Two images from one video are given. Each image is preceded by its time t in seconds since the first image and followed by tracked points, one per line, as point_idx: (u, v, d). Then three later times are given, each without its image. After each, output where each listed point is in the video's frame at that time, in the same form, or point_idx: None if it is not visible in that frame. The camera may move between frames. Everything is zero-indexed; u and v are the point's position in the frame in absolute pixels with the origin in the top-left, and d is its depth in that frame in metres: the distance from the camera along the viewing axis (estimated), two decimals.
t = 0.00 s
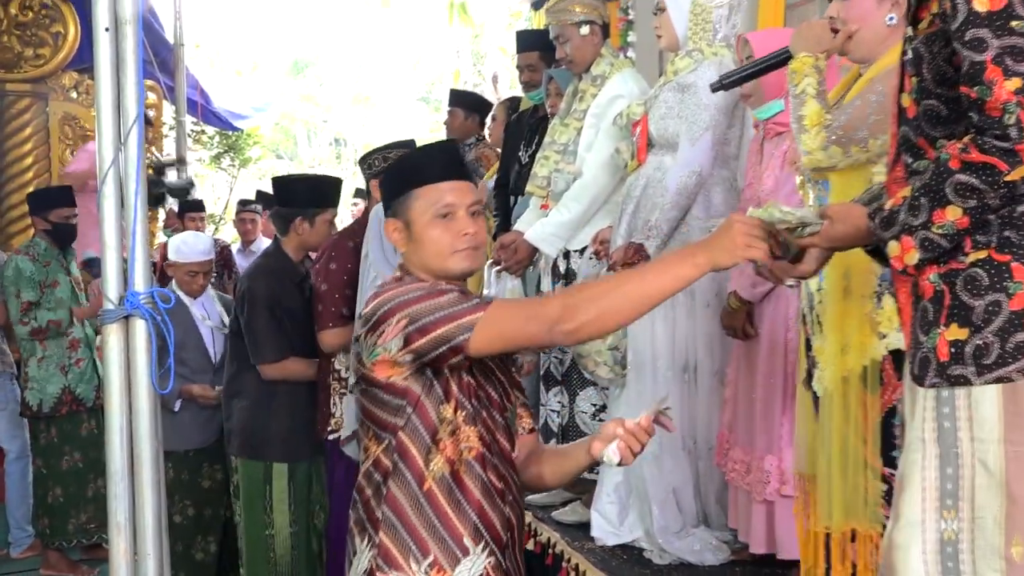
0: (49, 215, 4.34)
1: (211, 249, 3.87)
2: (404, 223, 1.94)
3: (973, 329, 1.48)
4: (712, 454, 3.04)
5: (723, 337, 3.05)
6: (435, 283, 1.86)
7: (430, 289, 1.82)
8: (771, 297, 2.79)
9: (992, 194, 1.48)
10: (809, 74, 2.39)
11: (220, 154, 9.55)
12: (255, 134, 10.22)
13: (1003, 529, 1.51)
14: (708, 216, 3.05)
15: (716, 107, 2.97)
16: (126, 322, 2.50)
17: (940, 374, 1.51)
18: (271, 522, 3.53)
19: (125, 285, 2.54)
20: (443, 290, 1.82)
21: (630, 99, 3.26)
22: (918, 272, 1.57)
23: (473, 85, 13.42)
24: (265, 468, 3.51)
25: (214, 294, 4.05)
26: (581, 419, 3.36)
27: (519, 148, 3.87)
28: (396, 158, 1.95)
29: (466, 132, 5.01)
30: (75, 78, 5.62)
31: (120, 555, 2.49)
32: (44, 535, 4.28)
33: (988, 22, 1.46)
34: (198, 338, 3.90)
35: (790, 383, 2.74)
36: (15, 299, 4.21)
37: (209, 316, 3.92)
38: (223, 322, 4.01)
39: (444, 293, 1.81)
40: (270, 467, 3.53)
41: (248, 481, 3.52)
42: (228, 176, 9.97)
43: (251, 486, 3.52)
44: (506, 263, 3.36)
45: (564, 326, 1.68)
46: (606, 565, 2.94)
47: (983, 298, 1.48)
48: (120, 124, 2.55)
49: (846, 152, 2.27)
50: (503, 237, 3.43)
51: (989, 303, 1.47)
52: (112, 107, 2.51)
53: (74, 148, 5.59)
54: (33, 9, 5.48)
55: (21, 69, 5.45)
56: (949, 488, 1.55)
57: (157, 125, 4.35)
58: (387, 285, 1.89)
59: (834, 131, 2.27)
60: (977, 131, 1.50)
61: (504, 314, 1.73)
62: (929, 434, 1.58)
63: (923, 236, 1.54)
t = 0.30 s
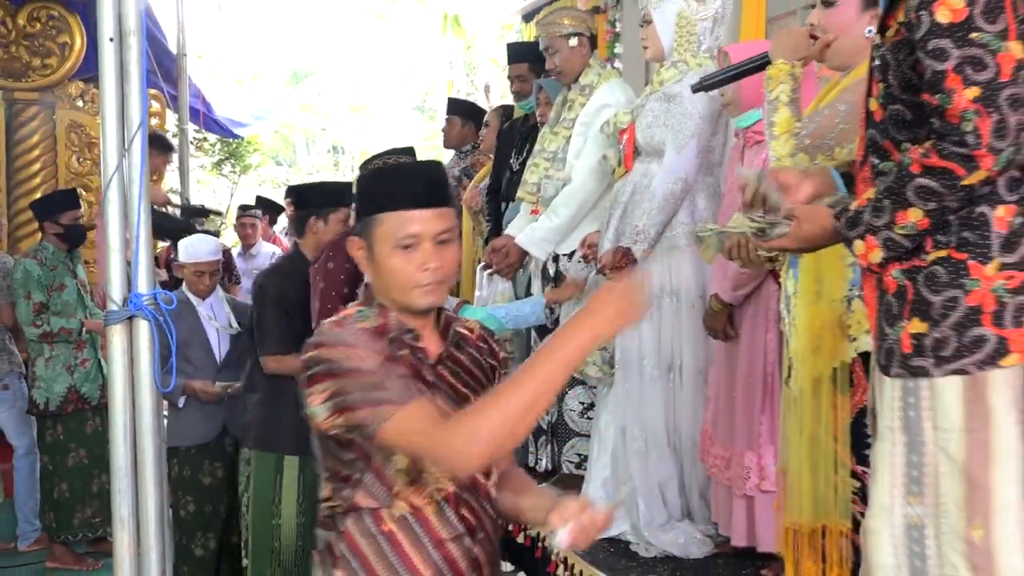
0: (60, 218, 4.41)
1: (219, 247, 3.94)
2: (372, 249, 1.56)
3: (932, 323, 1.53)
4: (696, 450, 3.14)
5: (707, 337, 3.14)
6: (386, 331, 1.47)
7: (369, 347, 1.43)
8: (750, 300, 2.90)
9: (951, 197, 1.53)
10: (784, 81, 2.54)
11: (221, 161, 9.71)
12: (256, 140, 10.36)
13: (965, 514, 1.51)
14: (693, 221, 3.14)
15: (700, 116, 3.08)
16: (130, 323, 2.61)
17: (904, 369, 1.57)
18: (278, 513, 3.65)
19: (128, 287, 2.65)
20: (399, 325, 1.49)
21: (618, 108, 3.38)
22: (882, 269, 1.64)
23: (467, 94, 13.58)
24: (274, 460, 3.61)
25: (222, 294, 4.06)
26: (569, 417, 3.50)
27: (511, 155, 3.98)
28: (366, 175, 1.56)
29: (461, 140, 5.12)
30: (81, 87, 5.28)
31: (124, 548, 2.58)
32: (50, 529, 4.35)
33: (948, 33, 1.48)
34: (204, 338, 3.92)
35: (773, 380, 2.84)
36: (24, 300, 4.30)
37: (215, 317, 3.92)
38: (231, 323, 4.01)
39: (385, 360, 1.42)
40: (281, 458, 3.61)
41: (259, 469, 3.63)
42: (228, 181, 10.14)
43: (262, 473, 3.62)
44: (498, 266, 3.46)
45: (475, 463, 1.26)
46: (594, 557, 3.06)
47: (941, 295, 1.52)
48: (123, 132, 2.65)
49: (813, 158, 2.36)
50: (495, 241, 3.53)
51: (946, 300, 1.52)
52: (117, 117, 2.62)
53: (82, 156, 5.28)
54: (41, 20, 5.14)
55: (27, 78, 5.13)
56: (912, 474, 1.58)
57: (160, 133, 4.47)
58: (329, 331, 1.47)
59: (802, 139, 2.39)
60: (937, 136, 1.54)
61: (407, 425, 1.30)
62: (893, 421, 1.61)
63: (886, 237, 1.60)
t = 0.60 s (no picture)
0: (77, 227, 4.54)
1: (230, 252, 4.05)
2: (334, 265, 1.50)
3: (871, 323, 1.79)
4: (681, 446, 3.25)
5: (691, 337, 3.25)
6: (321, 354, 1.49)
7: (271, 385, 1.43)
8: (732, 303, 3.01)
9: (892, 209, 1.75)
10: (761, 88, 2.70)
11: (223, 169, 9.86)
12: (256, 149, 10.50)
13: (897, 500, 1.77)
14: (677, 226, 3.28)
15: (684, 124, 3.19)
16: (134, 324, 2.71)
17: (847, 359, 1.83)
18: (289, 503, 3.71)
19: (132, 289, 2.76)
20: (348, 340, 1.51)
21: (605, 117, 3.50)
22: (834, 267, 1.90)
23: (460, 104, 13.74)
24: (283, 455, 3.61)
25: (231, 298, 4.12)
26: (560, 414, 3.63)
27: (502, 162, 4.10)
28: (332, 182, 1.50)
29: (456, 146, 5.24)
30: (88, 96, 5.35)
31: (127, 543, 2.70)
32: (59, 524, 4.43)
33: (901, 54, 1.69)
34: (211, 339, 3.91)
35: (753, 377, 2.96)
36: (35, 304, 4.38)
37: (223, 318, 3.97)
38: (238, 325, 4.06)
39: (274, 404, 1.43)
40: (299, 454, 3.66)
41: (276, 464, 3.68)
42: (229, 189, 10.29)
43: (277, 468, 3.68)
44: (490, 269, 3.59)
45: (209, 565, 1.39)
46: (583, 549, 3.17)
47: (880, 296, 1.78)
48: (127, 139, 2.76)
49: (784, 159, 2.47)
50: (487, 245, 3.66)
51: (884, 302, 1.77)
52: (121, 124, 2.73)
53: (88, 163, 5.33)
54: (48, 32, 5.25)
55: (34, 88, 5.21)
56: (857, 464, 1.83)
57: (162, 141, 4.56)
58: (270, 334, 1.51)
59: (774, 144, 2.51)
60: (881, 152, 1.76)
61: (215, 518, 1.38)
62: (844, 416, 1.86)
63: (836, 238, 1.86)
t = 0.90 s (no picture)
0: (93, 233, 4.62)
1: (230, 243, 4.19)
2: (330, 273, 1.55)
3: (835, 321, 1.93)
4: (668, 442, 3.37)
5: (677, 337, 3.37)
6: (305, 369, 1.57)
7: (242, 399, 1.54)
8: (715, 304, 3.13)
9: (858, 213, 1.87)
10: (741, 98, 2.70)
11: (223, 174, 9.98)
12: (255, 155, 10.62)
13: (855, 491, 1.92)
14: (664, 230, 3.37)
15: (670, 131, 3.29)
16: (138, 325, 2.79)
17: (812, 353, 1.98)
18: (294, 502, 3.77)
19: (136, 291, 2.84)
20: (338, 352, 1.58)
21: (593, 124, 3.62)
22: (803, 263, 2.03)
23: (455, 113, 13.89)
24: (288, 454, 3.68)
25: (237, 299, 4.24)
26: (550, 411, 3.77)
27: (495, 168, 4.22)
28: (346, 188, 1.51)
29: (451, 153, 5.36)
30: (94, 105, 5.31)
31: (132, 538, 2.80)
32: (72, 518, 4.54)
33: (873, 67, 1.80)
34: (218, 338, 4.00)
35: (736, 374, 3.09)
36: (53, 304, 4.48)
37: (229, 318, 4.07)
38: (243, 325, 4.18)
39: (241, 423, 1.54)
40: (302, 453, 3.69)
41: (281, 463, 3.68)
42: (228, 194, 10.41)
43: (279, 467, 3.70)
44: (482, 272, 3.71)
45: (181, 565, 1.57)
46: (574, 542, 3.28)
47: (845, 296, 1.91)
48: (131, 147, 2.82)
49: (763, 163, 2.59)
50: (480, 249, 3.78)
51: (847, 302, 1.90)
52: (125, 131, 2.80)
53: (94, 170, 5.31)
54: (56, 42, 5.17)
55: (43, 97, 5.18)
56: (820, 456, 1.99)
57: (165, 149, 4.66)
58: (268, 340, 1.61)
59: (754, 153, 2.61)
60: (850, 159, 1.88)
61: (187, 526, 1.55)
62: (811, 411, 2.01)
63: (806, 237, 1.98)
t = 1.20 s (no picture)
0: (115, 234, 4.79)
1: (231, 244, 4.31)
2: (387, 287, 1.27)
3: (816, 316, 2.07)
4: (656, 438, 3.49)
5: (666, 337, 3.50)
6: (338, 389, 1.31)
7: (259, 415, 1.29)
8: (701, 306, 3.25)
9: (834, 212, 1.98)
10: (720, 113, 2.88)
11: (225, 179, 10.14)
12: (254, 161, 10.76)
13: (838, 479, 2.06)
14: (654, 233, 3.47)
15: (661, 139, 3.41)
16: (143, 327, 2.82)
17: (796, 346, 2.12)
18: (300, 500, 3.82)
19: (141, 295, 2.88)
20: (374, 378, 1.31)
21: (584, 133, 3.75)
22: (782, 258, 2.15)
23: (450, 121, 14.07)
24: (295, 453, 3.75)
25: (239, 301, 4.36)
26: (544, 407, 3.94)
27: (488, 174, 4.34)
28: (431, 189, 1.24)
29: (446, 160, 5.49)
30: (102, 113, 5.09)
31: (137, 534, 2.84)
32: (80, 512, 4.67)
33: (849, 74, 1.90)
34: (221, 338, 4.12)
35: (722, 372, 3.20)
36: (83, 303, 4.60)
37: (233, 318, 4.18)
38: (244, 325, 4.28)
39: (256, 444, 1.29)
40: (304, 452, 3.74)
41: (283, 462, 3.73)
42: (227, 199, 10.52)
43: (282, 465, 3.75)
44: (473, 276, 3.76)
45: None
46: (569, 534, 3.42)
47: (825, 292, 2.04)
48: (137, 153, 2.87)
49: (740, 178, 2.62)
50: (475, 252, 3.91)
51: (828, 297, 2.04)
52: (131, 137, 2.84)
53: (103, 176, 5.10)
54: (65, 52, 4.94)
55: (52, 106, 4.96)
56: (806, 446, 2.13)
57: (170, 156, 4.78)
58: (296, 350, 1.36)
59: (732, 164, 2.66)
60: (826, 162, 1.97)
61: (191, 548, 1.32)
62: (797, 404, 2.17)
63: (785, 234, 2.08)
